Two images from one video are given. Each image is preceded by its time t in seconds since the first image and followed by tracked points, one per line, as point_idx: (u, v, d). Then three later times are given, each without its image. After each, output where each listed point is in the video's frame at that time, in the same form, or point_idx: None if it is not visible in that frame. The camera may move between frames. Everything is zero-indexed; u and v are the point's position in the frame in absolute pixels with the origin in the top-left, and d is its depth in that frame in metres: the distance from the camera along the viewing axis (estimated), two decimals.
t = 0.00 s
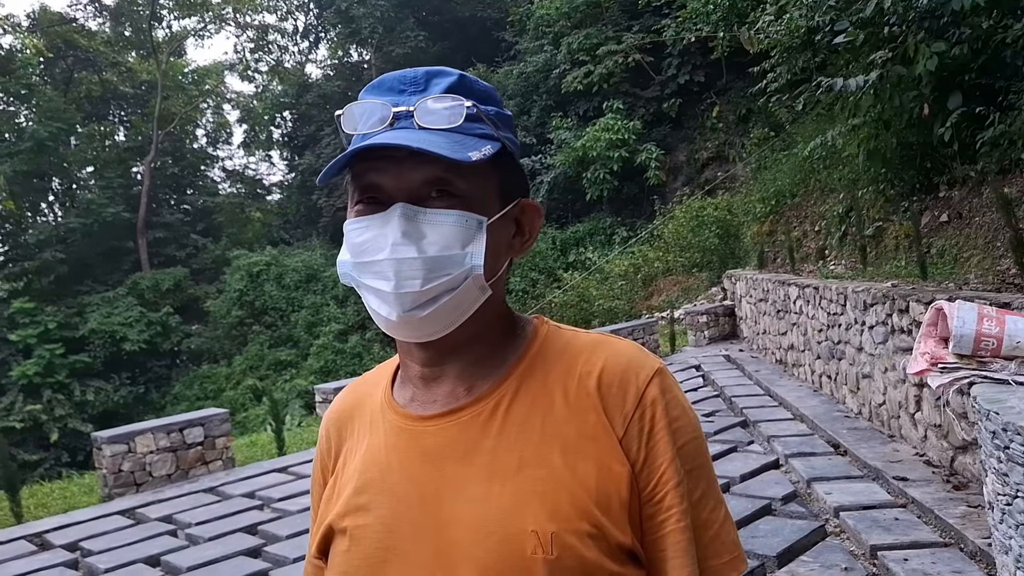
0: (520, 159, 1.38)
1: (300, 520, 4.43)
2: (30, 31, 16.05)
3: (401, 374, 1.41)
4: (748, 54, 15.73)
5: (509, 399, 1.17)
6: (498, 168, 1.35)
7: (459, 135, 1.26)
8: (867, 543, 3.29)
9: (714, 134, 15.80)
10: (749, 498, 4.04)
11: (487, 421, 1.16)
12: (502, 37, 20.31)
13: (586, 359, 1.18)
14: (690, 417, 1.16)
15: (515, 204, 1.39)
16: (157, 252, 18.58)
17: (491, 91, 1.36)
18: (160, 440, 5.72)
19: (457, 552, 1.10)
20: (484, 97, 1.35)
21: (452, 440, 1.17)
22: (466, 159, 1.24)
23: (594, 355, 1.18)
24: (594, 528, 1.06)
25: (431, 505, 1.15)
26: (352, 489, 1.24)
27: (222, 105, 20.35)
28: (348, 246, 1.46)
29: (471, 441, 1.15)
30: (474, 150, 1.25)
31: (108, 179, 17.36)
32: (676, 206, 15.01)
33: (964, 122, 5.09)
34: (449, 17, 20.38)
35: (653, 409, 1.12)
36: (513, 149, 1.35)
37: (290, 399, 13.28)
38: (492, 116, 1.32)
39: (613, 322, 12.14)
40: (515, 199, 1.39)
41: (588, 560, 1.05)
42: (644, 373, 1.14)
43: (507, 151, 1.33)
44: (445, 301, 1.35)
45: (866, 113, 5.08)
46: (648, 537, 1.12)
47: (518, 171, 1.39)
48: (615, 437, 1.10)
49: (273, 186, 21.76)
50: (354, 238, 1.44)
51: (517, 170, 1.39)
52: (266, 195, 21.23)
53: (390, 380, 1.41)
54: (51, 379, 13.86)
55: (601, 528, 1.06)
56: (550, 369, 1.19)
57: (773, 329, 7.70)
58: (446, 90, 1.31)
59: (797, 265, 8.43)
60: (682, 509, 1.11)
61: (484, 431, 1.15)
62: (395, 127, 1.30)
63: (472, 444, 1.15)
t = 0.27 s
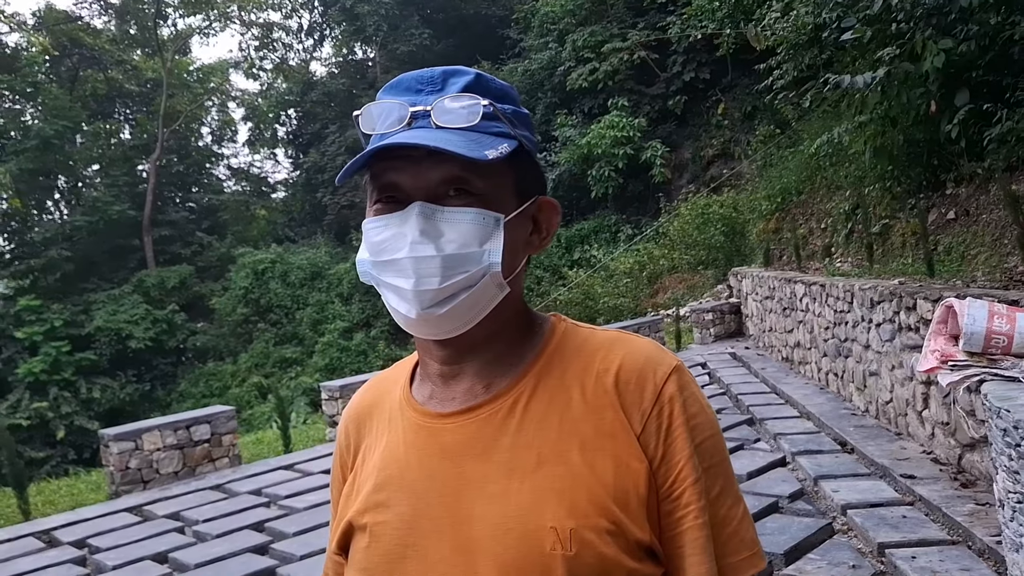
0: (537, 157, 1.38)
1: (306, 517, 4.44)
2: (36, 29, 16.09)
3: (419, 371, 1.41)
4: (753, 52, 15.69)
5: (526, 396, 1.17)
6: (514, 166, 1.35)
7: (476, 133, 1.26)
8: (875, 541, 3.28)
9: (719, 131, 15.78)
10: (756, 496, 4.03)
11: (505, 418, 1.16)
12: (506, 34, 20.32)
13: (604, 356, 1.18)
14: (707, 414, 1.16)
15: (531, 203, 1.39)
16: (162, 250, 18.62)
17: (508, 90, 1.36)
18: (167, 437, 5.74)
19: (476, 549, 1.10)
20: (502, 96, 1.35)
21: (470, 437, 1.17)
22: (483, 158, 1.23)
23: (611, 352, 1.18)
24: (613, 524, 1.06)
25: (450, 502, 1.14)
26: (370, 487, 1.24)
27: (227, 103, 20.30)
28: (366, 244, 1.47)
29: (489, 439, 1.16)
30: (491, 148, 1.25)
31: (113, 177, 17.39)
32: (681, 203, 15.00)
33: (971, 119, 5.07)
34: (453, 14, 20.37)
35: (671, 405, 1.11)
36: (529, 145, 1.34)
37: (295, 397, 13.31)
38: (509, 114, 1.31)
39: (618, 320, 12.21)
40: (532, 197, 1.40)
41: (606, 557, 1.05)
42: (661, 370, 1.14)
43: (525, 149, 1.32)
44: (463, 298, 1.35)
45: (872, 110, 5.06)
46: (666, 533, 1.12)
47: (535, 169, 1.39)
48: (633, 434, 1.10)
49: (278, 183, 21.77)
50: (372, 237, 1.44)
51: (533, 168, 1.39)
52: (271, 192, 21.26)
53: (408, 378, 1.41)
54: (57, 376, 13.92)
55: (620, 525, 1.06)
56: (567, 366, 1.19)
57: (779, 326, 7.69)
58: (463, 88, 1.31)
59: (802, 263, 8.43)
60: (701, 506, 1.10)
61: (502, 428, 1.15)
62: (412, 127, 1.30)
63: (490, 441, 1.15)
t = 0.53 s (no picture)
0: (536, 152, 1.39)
1: (309, 514, 4.44)
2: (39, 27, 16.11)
3: (419, 367, 1.42)
4: (757, 49, 15.67)
5: (526, 391, 1.18)
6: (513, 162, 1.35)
7: (474, 130, 1.26)
8: (876, 538, 3.28)
9: (723, 128, 15.76)
10: (758, 493, 4.03)
11: (504, 413, 1.17)
12: (509, 32, 20.32)
13: (602, 351, 1.19)
14: (705, 409, 1.17)
15: (530, 199, 1.40)
16: (165, 248, 18.63)
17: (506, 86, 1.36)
18: (169, 435, 5.75)
19: (475, 543, 1.11)
20: (499, 93, 1.35)
21: (469, 432, 1.18)
22: (481, 154, 1.24)
23: (610, 348, 1.18)
24: (612, 518, 1.06)
25: (449, 496, 1.15)
26: (370, 481, 1.25)
27: (229, 100, 20.06)
28: (367, 240, 1.48)
29: (488, 433, 1.16)
30: (490, 144, 1.25)
31: (117, 175, 17.40)
32: (685, 200, 14.99)
33: (974, 116, 5.06)
34: (456, 12, 20.36)
35: (669, 400, 1.12)
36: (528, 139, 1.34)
37: (298, 395, 13.33)
38: (506, 110, 1.32)
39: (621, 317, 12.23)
40: (531, 192, 1.40)
41: (605, 550, 1.05)
42: (660, 365, 1.15)
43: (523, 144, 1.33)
44: (463, 293, 1.36)
45: (875, 107, 5.06)
46: (664, 527, 1.12)
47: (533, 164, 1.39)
48: (632, 429, 1.11)
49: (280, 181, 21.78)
50: (373, 233, 1.45)
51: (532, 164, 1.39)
52: (274, 190, 21.25)
53: (407, 373, 1.41)
54: (61, 374, 13.95)
55: (619, 518, 1.06)
56: (565, 362, 1.19)
57: (782, 323, 7.69)
58: (461, 86, 1.31)
59: (806, 259, 8.43)
60: (699, 500, 1.11)
61: (502, 423, 1.16)
62: (410, 124, 1.30)
63: (490, 436, 1.16)
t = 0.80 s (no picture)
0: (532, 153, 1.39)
1: (307, 514, 4.44)
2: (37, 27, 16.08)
3: (416, 366, 1.42)
4: (755, 47, 15.65)
5: (523, 390, 1.18)
6: (511, 162, 1.35)
7: (472, 130, 1.26)
8: (874, 537, 3.29)
9: (721, 127, 15.75)
10: (756, 492, 4.04)
11: (502, 412, 1.17)
12: (507, 31, 20.31)
13: (600, 350, 1.18)
14: (702, 408, 1.16)
15: (528, 198, 1.40)
16: (164, 247, 18.62)
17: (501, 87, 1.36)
18: (168, 434, 5.74)
19: (472, 542, 1.10)
20: (495, 94, 1.35)
21: (467, 431, 1.17)
22: (480, 153, 1.24)
23: (608, 347, 1.18)
24: (610, 517, 1.06)
25: (446, 495, 1.15)
26: (366, 481, 1.24)
27: (228, 100, 20.14)
28: (366, 239, 1.47)
29: (485, 433, 1.16)
30: (489, 144, 1.25)
31: (115, 175, 17.37)
32: (683, 199, 14.98)
33: (972, 114, 5.06)
34: (455, 11, 20.33)
35: (667, 399, 1.12)
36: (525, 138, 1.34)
37: (297, 394, 13.33)
38: (503, 111, 1.32)
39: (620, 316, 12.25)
40: (528, 192, 1.40)
41: (603, 549, 1.05)
42: (657, 364, 1.15)
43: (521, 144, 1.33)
44: (464, 292, 1.35)
45: (873, 105, 5.07)
46: (662, 526, 1.12)
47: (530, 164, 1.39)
48: (630, 427, 1.10)
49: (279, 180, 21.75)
50: (372, 232, 1.44)
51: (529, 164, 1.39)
52: (273, 189, 21.22)
53: (404, 372, 1.41)
54: (59, 374, 13.94)
55: (617, 517, 1.06)
56: (562, 360, 1.19)
57: (780, 322, 7.69)
58: (457, 86, 1.31)
59: (804, 258, 8.42)
60: (698, 498, 1.11)
61: (499, 422, 1.16)
62: (408, 123, 1.30)
63: (487, 435, 1.15)
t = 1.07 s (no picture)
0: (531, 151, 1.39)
1: (307, 514, 4.44)
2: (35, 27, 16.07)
3: (415, 365, 1.42)
4: (754, 46, 15.65)
5: (524, 388, 1.18)
6: (510, 159, 1.35)
7: (471, 128, 1.26)
8: (874, 536, 3.29)
9: (720, 126, 15.74)
10: (756, 490, 4.04)
11: (503, 409, 1.17)
12: (506, 30, 20.31)
13: (600, 348, 1.18)
14: (703, 405, 1.16)
15: (527, 196, 1.40)
16: (163, 247, 18.62)
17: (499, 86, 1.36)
18: (167, 434, 5.75)
19: (475, 541, 1.10)
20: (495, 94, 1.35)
21: (468, 430, 1.17)
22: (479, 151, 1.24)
23: (608, 344, 1.18)
24: (612, 515, 1.06)
25: (448, 493, 1.15)
26: (367, 480, 1.24)
27: (227, 100, 20.11)
28: (365, 237, 1.48)
29: (486, 430, 1.16)
30: (488, 141, 1.25)
31: (114, 174, 17.37)
32: (682, 198, 14.97)
33: (971, 112, 5.05)
34: (453, 10, 20.33)
35: (668, 396, 1.12)
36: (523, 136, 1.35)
37: (296, 394, 13.33)
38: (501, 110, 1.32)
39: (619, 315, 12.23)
40: (528, 190, 1.40)
41: (606, 546, 1.06)
42: (658, 362, 1.14)
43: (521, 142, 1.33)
44: (464, 290, 1.36)
45: (872, 104, 5.07)
46: (663, 524, 1.12)
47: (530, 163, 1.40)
48: (631, 425, 1.10)
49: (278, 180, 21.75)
50: (372, 230, 1.45)
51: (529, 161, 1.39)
52: (272, 189, 21.22)
53: (404, 371, 1.41)
54: (59, 374, 13.94)
55: (619, 515, 1.06)
56: (563, 359, 1.19)
57: (780, 321, 7.69)
58: (456, 85, 1.31)
59: (803, 257, 8.42)
60: (699, 495, 1.10)
61: (500, 420, 1.16)
62: (407, 122, 1.30)
63: (489, 432, 1.16)
